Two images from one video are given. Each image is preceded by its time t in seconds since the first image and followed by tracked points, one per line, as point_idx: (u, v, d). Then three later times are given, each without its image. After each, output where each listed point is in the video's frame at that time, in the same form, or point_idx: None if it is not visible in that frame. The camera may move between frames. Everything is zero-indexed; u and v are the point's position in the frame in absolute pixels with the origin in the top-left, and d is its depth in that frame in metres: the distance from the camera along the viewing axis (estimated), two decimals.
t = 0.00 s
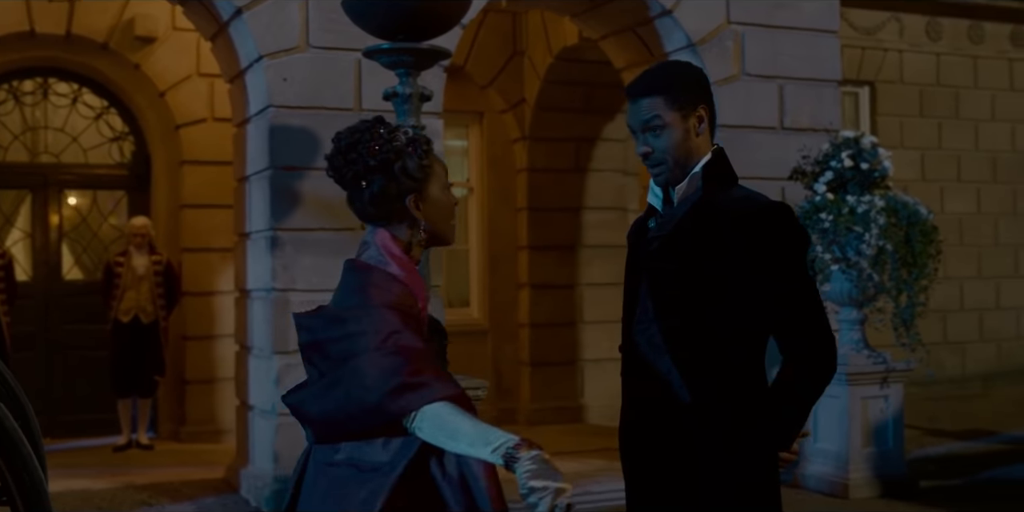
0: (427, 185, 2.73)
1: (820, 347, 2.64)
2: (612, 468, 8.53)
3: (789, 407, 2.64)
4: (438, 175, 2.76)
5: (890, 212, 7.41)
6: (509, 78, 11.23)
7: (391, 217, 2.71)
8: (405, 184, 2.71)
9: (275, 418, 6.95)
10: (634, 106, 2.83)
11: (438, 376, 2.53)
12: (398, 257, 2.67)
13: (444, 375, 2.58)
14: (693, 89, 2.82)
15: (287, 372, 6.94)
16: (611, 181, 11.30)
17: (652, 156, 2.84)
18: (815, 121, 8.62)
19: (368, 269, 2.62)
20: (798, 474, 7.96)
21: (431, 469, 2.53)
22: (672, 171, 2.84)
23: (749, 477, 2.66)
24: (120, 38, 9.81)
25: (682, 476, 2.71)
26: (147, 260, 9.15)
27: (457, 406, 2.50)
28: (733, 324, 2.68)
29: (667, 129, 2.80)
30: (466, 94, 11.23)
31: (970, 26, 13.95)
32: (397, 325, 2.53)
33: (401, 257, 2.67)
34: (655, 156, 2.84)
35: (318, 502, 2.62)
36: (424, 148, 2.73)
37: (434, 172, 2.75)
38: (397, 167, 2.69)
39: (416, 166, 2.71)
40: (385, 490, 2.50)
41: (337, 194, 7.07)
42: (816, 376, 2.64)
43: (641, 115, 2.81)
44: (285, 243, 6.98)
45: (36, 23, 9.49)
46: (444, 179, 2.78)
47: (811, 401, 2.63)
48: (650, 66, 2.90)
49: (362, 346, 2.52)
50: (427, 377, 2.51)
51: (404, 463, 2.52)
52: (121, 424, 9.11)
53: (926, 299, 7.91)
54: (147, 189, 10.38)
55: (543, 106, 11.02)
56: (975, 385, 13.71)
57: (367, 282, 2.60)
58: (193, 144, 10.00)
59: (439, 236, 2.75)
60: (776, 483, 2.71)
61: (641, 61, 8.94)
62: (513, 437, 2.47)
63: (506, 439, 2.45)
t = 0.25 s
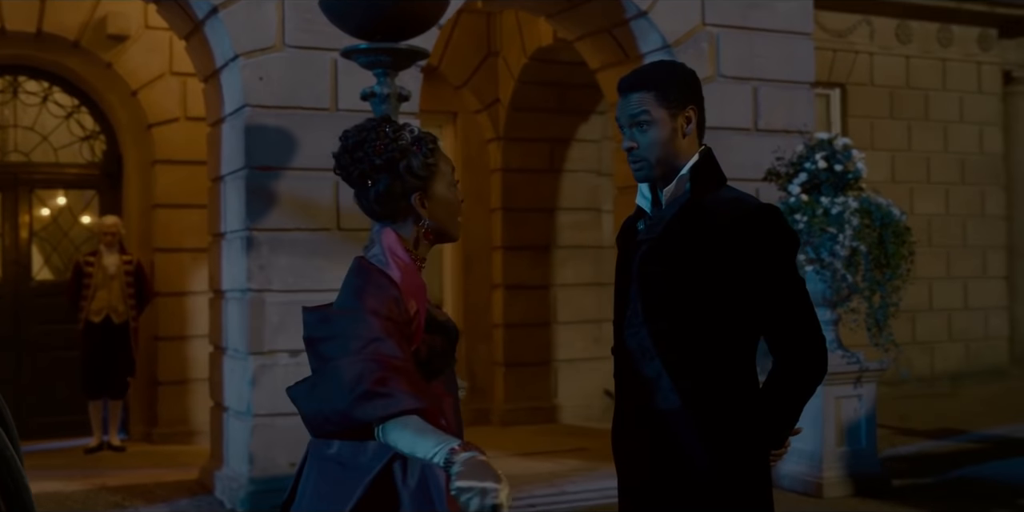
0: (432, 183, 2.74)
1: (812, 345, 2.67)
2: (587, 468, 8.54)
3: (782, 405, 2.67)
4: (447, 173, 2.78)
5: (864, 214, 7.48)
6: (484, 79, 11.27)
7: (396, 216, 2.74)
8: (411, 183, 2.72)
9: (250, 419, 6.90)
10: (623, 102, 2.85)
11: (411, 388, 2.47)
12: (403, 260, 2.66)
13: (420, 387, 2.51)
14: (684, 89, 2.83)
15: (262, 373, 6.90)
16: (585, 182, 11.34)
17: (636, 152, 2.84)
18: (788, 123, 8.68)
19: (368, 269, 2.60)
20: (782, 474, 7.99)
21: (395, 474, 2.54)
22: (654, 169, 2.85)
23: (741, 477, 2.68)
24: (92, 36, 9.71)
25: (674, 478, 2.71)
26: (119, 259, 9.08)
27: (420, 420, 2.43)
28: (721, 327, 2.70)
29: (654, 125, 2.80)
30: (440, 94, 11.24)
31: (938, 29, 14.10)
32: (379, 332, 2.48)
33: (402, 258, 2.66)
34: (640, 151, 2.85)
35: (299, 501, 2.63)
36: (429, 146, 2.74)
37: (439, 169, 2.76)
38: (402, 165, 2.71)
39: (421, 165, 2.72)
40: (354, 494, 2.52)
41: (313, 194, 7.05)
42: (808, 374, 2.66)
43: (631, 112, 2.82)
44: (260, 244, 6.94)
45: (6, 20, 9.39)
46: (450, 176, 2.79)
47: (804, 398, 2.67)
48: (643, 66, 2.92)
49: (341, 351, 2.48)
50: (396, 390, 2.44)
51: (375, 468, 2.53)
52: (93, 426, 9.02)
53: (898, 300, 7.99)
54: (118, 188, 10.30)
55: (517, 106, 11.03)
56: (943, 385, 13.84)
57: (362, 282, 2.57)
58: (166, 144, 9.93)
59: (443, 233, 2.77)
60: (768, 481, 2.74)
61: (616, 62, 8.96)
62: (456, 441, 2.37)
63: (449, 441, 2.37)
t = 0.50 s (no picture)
0: (414, 184, 2.74)
1: (804, 344, 2.74)
2: (560, 468, 8.56)
3: (777, 404, 2.75)
4: (430, 175, 2.76)
5: (836, 215, 7.55)
6: (456, 80, 11.32)
7: (382, 218, 2.75)
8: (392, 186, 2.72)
9: (223, 419, 6.86)
10: (615, 96, 2.90)
11: (394, 389, 2.50)
12: (390, 264, 2.66)
13: (404, 389, 2.54)
14: (674, 90, 2.88)
15: (235, 374, 6.87)
16: (557, 182, 11.34)
17: (622, 148, 2.89)
18: (761, 125, 8.73)
19: (354, 273, 2.62)
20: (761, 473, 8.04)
21: (378, 464, 2.57)
22: (640, 167, 2.90)
23: (738, 477, 2.77)
24: (61, 33, 9.60)
25: (672, 480, 2.79)
26: (87, 259, 8.99)
27: (404, 419, 2.47)
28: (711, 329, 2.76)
29: (643, 121, 2.85)
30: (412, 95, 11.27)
31: (906, 32, 14.24)
32: (362, 334, 2.51)
33: (388, 259, 2.67)
34: (626, 146, 2.90)
35: (296, 499, 2.70)
36: (408, 149, 2.73)
37: (422, 172, 2.74)
38: (380, 170, 2.72)
39: (400, 168, 2.72)
40: (341, 487, 2.58)
41: (287, 194, 7.02)
42: (802, 373, 2.74)
43: (621, 109, 2.87)
44: (234, 244, 6.91)
45: None
46: (436, 176, 2.78)
47: (797, 395, 2.75)
48: (635, 64, 2.96)
49: (328, 354, 2.52)
50: (377, 391, 2.48)
51: (359, 461, 2.58)
52: (62, 428, 8.94)
53: (869, 300, 8.06)
54: (87, 187, 10.20)
55: (490, 107, 11.03)
56: (910, 385, 13.98)
57: (348, 286, 2.60)
58: (136, 143, 9.85)
59: (432, 234, 2.77)
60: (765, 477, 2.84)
61: (590, 63, 8.98)
62: (447, 439, 2.45)
63: (442, 438, 2.44)
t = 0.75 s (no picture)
0: (395, 189, 2.75)
1: (795, 348, 2.79)
2: (533, 469, 8.56)
3: (765, 407, 2.79)
4: (408, 182, 2.77)
5: (808, 217, 7.60)
6: (429, 80, 11.31)
7: (366, 224, 2.77)
8: (372, 191, 2.75)
9: (195, 421, 6.81)
10: (607, 97, 2.95)
11: (369, 388, 2.51)
12: (374, 268, 2.66)
13: (380, 389, 2.55)
14: (667, 92, 2.94)
15: (208, 375, 6.81)
16: (529, 183, 11.34)
17: (613, 148, 2.94)
18: (734, 128, 8.78)
19: (337, 275, 2.62)
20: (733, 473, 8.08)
21: (358, 462, 2.62)
22: (629, 167, 2.94)
23: (727, 477, 2.80)
24: (30, 32, 9.50)
25: (661, 480, 2.83)
26: (58, 259, 8.90)
27: (377, 416, 2.49)
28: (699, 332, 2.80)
29: (634, 123, 2.90)
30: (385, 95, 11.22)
31: (875, 36, 14.36)
32: (340, 333, 2.52)
33: (372, 262, 2.67)
34: (616, 147, 2.95)
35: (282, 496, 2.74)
36: (387, 154, 2.75)
37: (402, 178, 2.76)
38: (358, 177, 2.75)
39: (379, 173, 2.74)
40: (318, 481, 2.61)
41: (260, 194, 6.98)
42: (790, 378, 2.78)
43: (612, 108, 2.92)
44: (207, 244, 6.86)
45: None
46: (416, 181, 2.79)
47: (785, 400, 2.79)
48: (629, 67, 3.02)
49: (307, 353, 2.54)
50: (350, 390, 2.49)
51: (337, 457, 2.62)
52: (30, 430, 8.83)
53: (841, 302, 8.11)
54: (55, 187, 10.09)
55: (463, 107, 11.01)
56: (878, 386, 14.09)
57: (330, 286, 2.60)
58: (106, 143, 9.77)
59: (416, 238, 2.77)
60: (754, 479, 2.86)
61: (563, 65, 8.99)
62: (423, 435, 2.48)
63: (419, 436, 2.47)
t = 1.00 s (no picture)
0: (378, 187, 2.75)
1: (774, 351, 2.77)
2: (505, 470, 8.56)
3: (742, 410, 2.77)
4: (390, 179, 2.76)
5: (780, 220, 7.63)
6: (401, 80, 11.31)
7: (353, 222, 2.77)
8: (356, 190, 2.75)
9: (166, 422, 6.76)
10: (597, 96, 2.99)
11: (353, 375, 2.52)
12: (363, 263, 2.68)
13: (364, 378, 2.55)
14: (656, 95, 2.95)
15: (180, 375, 6.77)
16: (500, 184, 11.35)
17: (598, 147, 2.97)
18: (706, 130, 8.82)
19: (328, 269, 2.65)
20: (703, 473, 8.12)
21: (342, 454, 2.64)
22: (614, 167, 2.97)
23: (700, 478, 2.81)
24: None
25: (636, 479, 2.84)
26: (27, 259, 8.80)
27: (357, 403, 2.49)
28: (679, 333, 2.82)
29: (620, 124, 2.92)
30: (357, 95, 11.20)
31: (843, 40, 14.48)
32: (329, 321, 2.53)
33: (361, 258, 2.68)
34: (602, 146, 2.97)
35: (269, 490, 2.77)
36: (367, 153, 2.74)
37: (383, 174, 2.75)
38: (341, 176, 2.74)
39: (361, 172, 2.74)
40: (302, 471, 2.64)
41: (233, 194, 6.95)
42: (768, 382, 2.76)
43: (599, 108, 2.96)
44: (180, 244, 6.82)
45: None
46: (398, 177, 2.78)
47: (762, 403, 2.77)
48: (622, 69, 3.05)
49: (295, 342, 2.55)
50: (336, 376, 2.49)
51: (320, 447, 2.63)
52: None
53: (812, 304, 8.17)
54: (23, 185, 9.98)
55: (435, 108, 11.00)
56: (845, 387, 14.21)
57: (321, 279, 2.62)
58: (75, 141, 9.68)
59: (401, 234, 2.77)
60: (726, 481, 2.87)
61: (536, 66, 9.01)
62: (400, 431, 2.47)
63: (395, 432, 2.46)
